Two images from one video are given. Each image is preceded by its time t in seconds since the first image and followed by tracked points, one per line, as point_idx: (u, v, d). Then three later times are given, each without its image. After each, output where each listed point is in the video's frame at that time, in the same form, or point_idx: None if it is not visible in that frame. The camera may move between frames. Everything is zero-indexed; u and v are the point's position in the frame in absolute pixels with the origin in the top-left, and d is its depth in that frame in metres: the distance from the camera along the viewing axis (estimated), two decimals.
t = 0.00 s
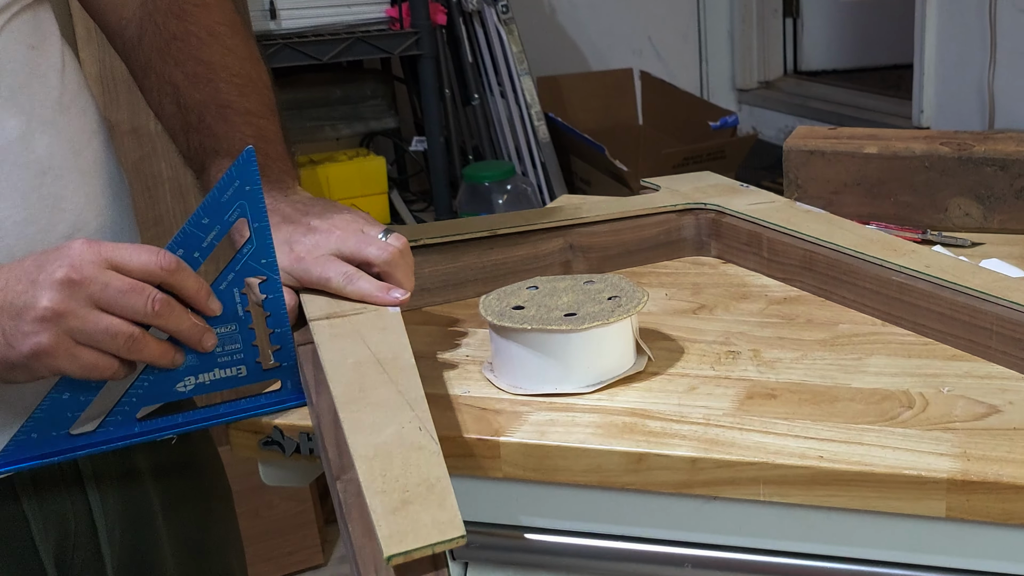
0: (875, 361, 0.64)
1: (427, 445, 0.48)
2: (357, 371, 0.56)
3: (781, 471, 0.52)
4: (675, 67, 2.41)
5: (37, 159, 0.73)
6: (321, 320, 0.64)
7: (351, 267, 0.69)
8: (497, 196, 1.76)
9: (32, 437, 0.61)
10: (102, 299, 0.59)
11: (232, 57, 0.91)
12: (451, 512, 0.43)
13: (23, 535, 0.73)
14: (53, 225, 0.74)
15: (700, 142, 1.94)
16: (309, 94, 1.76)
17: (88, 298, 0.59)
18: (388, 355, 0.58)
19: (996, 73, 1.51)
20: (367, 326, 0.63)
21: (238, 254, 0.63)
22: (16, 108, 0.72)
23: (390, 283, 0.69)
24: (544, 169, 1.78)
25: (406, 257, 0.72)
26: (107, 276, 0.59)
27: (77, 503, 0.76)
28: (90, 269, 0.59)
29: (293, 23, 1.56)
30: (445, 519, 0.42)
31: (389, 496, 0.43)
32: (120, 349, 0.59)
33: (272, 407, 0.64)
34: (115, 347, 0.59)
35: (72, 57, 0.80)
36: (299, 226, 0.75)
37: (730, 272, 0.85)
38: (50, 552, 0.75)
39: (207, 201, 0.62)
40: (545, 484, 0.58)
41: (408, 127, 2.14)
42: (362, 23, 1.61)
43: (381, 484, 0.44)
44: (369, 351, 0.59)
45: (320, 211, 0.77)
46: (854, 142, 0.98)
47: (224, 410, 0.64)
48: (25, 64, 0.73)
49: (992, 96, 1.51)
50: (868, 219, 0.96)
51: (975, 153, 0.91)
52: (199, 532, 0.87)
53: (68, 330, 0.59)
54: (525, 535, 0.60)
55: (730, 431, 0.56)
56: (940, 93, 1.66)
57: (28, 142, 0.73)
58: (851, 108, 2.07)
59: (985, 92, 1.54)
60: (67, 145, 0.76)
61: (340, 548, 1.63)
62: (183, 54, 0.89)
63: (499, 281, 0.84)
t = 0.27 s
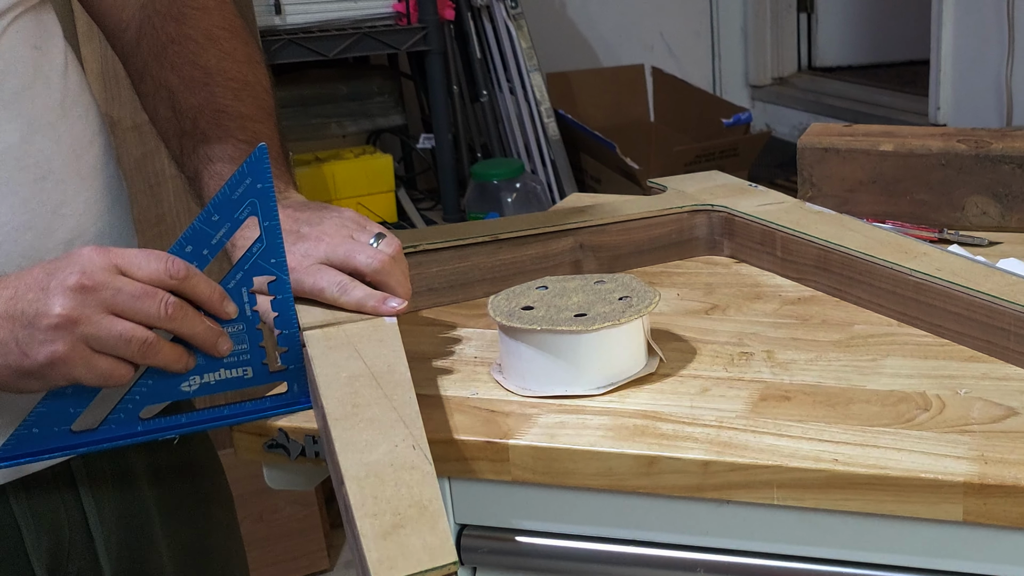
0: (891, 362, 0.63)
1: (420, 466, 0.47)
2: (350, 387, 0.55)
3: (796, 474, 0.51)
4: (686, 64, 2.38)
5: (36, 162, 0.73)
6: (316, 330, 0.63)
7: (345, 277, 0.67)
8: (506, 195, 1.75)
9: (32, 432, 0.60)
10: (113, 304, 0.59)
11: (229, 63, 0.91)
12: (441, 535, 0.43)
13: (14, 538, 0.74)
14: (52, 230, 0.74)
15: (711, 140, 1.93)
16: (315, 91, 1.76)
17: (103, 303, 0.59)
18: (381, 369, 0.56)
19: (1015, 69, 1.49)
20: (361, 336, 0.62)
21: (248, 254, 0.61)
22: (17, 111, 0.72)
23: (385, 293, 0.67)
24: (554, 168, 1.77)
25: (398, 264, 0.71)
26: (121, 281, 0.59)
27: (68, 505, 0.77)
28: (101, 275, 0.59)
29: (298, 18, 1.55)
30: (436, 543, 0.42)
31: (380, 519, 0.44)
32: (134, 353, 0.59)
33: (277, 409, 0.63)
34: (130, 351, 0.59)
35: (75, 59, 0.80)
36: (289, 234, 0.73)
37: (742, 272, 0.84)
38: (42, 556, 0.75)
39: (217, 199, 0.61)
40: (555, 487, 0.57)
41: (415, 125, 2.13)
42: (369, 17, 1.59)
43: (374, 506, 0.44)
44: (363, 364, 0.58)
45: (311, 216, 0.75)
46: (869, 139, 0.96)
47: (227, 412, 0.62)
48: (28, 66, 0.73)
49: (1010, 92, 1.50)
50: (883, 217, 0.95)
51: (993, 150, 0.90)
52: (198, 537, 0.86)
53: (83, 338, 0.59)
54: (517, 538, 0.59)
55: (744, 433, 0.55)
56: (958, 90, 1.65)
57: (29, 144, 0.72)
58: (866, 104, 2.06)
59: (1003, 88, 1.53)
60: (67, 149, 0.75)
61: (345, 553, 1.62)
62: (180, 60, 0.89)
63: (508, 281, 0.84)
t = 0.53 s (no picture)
0: (895, 363, 0.63)
1: (421, 468, 0.47)
2: (351, 389, 0.55)
3: (800, 475, 0.51)
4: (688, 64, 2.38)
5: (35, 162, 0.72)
6: (316, 332, 0.63)
7: (343, 279, 0.68)
8: (508, 195, 1.75)
9: (34, 430, 0.60)
10: (121, 304, 0.59)
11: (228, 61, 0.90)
12: (443, 537, 0.43)
13: (12, 539, 0.73)
14: (52, 232, 0.73)
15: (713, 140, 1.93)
16: (316, 91, 1.76)
17: (108, 302, 0.59)
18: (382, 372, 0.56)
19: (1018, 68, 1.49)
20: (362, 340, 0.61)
21: (249, 254, 0.61)
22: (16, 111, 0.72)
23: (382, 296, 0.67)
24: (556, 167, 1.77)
25: (396, 265, 0.70)
26: (126, 280, 0.59)
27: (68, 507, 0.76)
28: (105, 275, 0.59)
29: (300, 17, 1.55)
30: (437, 545, 0.42)
31: (380, 521, 0.43)
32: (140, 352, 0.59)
33: (281, 409, 0.63)
34: (137, 350, 0.59)
35: (75, 60, 0.80)
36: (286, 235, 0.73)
37: (745, 272, 0.84)
38: (41, 557, 0.75)
39: (220, 198, 0.61)
40: (559, 488, 0.57)
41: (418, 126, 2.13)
42: (371, 16, 1.58)
43: (374, 507, 0.44)
44: (364, 367, 0.57)
45: (310, 216, 0.75)
46: (874, 139, 0.96)
47: (228, 412, 0.62)
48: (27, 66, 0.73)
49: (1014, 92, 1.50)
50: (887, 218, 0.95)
51: (997, 150, 0.90)
52: (198, 538, 0.86)
53: (89, 338, 0.58)
54: (517, 539, 0.59)
55: (748, 434, 0.55)
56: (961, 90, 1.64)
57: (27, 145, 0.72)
58: (869, 104, 2.06)
59: (1007, 88, 1.52)
60: (68, 151, 0.75)
61: (346, 554, 1.62)
62: (183, 61, 0.89)
63: (509, 281, 0.83)
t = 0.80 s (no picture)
0: (895, 363, 0.63)
1: (420, 469, 0.47)
2: (352, 390, 0.55)
3: (800, 475, 0.51)
4: (688, 63, 2.38)
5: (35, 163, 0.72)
6: (316, 333, 0.63)
7: (341, 279, 0.68)
8: (508, 195, 1.75)
9: (35, 432, 0.61)
10: (125, 305, 0.58)
11: (233, 61, 0.91)
12: (441, 539, 0.43)
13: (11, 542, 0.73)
14: (52, 232, 0.73)
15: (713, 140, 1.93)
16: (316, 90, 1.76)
17: (113, 305, 0.58)
18: (382, 373, 0.56)
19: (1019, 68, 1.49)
20: (363, 340, 0.61)
21: (249, 254, 0.61)
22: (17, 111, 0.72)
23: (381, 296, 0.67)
24: (556, 167, 1.77)
25: (395, 265, 0.70)
26: (129, 283, 0.59)
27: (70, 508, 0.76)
28: (108, 277, 0.59)
29: (300, 16, 1.55)
30: (436, 547, 0.42)
31: (380, 523, 0.43)
32: (147, 352, 0.59)
33: (280, 410, 0.63)
34: (143, 351, 0.58)
35: (77, 60, 0.80)
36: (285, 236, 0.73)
37: (745, 272, 0.84)
38: (40, 557, 0.74)
39: (219, 198, 0.61)
40: (559, 488, 0.57)
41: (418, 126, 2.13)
42: (371, 16, 1.58)
43: (373, 509, 0.44)
44: (364, 368, 0.57)
45: (309, 217, 0.75)
46: (873, 139, 0.96)
47: (228, 412, 0.62)
48: (30, 66, 0.73)
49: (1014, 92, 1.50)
50: (886, 217, 0.95)
51: (996, 150, 0.90)
52: (198, 539, 0.86)
53: (95, 341, 0.58)
54: (517, 539, 0.59)
55: (749, 434, 0.55)
56: (962, 90, 1.64)
57: (26, 147, 0.72)
58: (868, 104, 2.06)
59: (1007, 88, 1.52)
60: (68, 150, 0.75)
61: (346, 554, 1.62)
62: (185, 61, 0.88)
63: (509, 281, 0.83)
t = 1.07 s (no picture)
0: (895, 363, 0.63)
1: (425, 469, 0.47)
2: (353, 391, 0.55)
3: (800, 475, 0.51)
4: (688, 63, 2.38)
5: (35, 164, 0.72)
6: (318, 333, 0.63)
7: (344, 279, 0.68)
8: (508, 195, 1.75)
9: (38, 432, 0.61)
10: (130, 304, 0.59)
11: (235, 61, 0.91)
12: (448, 538, 0.42)
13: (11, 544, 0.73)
14: (52, 233, 0.73)
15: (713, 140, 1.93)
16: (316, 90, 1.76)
17: (119, 304, 0.59)
18: (384, 373, 0.57)
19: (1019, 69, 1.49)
20: (365, 342, 0.61)
21: (253, 253, 0.61)
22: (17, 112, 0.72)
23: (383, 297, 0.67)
24: (555, 167, 1.77)
25: (398, 266, 0.70)
26: (134, 282, 0.59)
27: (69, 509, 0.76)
28: (113, 278, 0.59)
29: (300, 16, 1.55)
30: (442, 546, 0.42)
31: (386, 523, 0.43)
32: (154, 350, 0.58)
33: (282, 410, 0.62)
34: (149, 349, 0.58)
35: (78, 61, 0.80)
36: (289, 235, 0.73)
37: (745, 272, 0.84)
38: (39, 557, 0.75)
39: (222, 198, 0.61)
40: (560, 488, 0.57)
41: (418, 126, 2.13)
42: (371, 16, 1.58)
43: (379, 509, 0.44)
44: (367, 369, 0.57)
45: (311, 217, 0.75)
46: (874, 139, 0.96)
47: (231, 413, 0.62)
48: (30, 67, 0.73)
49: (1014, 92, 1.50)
50: (886, 217, 0.95)
51: (997, 150, 0.90)
52: (198, 539, 0.86)
53: (101, 341, 0.58)
54: (519, 539, 0.59)
55: (749, 434, 0.55)
56: (962, 90, 1.64)
57: (27, 147, 0.72)
58: (869, 104, 2.06)
59: (1007, 88, 1.52)
60: (68, 151, 0.75)
61: (346, 554, 1.62)
62: (189, 61, 0.89)
63: (510, 281, 0.83)
